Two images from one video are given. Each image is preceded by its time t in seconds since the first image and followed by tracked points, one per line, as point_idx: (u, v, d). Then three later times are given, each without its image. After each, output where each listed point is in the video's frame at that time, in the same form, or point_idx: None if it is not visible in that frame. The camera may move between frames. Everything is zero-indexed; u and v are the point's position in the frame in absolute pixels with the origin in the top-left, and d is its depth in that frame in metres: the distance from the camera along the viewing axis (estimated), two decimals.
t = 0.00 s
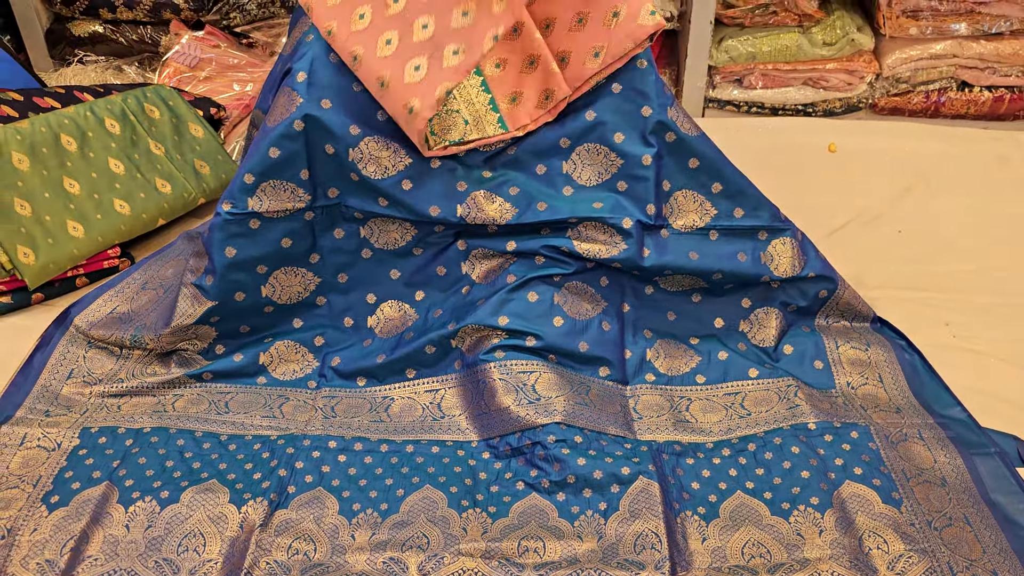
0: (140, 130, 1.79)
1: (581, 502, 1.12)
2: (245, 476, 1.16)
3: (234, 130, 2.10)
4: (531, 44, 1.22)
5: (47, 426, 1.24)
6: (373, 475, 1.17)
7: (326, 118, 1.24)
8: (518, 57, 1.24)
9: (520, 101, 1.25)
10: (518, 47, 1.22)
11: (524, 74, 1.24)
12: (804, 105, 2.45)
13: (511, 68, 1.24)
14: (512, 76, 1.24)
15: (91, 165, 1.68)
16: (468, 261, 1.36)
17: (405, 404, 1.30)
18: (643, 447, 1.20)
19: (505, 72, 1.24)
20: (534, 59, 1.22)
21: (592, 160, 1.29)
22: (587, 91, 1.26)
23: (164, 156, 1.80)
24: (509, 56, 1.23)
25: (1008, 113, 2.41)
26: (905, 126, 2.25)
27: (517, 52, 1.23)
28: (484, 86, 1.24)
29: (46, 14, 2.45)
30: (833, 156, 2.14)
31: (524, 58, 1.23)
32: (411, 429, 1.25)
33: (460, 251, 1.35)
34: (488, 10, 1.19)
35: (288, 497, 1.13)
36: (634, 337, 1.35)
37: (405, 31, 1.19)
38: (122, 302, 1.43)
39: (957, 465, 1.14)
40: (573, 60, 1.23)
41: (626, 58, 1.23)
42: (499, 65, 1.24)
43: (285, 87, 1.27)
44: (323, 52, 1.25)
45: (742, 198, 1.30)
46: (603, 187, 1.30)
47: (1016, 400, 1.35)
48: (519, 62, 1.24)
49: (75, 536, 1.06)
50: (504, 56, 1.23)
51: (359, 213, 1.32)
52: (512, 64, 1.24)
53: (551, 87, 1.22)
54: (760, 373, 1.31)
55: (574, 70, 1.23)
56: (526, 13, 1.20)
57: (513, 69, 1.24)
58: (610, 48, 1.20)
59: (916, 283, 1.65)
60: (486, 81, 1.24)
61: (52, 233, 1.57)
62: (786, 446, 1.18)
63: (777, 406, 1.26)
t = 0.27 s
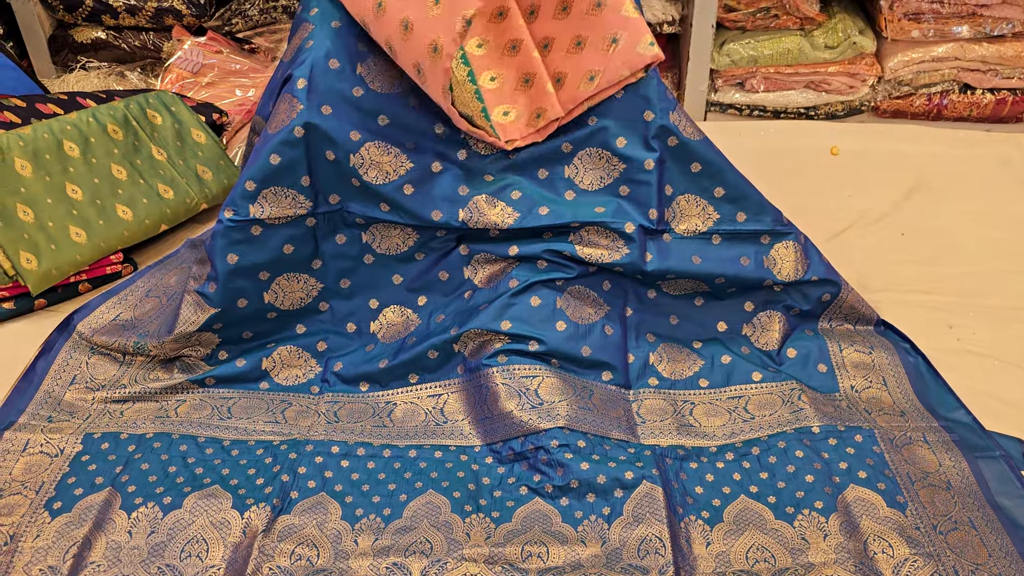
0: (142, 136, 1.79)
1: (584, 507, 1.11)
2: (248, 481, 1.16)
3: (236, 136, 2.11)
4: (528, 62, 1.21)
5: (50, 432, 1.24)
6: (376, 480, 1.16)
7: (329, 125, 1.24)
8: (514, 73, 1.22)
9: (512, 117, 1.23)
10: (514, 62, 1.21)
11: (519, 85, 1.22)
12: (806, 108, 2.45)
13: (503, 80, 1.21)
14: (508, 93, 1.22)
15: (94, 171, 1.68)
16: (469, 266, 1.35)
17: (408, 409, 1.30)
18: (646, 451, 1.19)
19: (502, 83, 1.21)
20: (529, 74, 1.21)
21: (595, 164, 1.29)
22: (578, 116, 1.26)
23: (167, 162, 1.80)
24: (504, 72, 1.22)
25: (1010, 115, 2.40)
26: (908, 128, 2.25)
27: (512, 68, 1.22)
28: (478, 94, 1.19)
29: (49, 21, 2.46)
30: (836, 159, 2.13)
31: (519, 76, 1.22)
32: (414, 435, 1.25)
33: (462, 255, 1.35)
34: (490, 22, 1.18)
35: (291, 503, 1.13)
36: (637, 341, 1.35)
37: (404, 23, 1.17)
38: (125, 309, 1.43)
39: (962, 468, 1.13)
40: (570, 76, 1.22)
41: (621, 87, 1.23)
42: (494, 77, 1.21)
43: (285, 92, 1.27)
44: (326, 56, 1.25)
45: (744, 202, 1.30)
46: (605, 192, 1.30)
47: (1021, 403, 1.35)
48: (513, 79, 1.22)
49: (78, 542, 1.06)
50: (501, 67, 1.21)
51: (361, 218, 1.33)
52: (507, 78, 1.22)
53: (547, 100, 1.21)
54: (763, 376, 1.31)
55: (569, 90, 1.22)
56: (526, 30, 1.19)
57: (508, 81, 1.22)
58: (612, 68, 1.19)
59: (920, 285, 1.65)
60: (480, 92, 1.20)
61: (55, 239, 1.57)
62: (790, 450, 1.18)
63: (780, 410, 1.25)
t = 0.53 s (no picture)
0: (144, 141, 1.80)
1: (586, 512, 1.11)
2: (249, 487, 1.16)
3: (238, 140, 2.12)
4: (525, 95, 1.22)
5: (51, 438, 1.24)
6: (377, 485, 1.16)
7: (330, 129, 1.25)
8: (512, 104, 1.24)
9: (504, 146, 1.26)
10: (512, 93, 1.23)
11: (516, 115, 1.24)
12: (807, 111, 2.45)
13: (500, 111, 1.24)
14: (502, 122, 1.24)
15: (96, 177, 1.68)
16: (470, 270, 1.36)
17: (409, 414, 1.30)
18: (647, 456, 1.19)
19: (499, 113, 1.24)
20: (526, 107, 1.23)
21: (594, 171, 1.29)
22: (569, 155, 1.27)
23: (168, 167, 1.81)
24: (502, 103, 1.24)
25: (1012, 117, 2.39)
26: (908, 131, 2.25)
27: (508, 98, 1.23)
28: (468, 123, 1.23)
29: (50, 26, 2.47)
30: (837, 162, 2.13)
31: (515, 107, 1.24)
32: (414, 439, 1.25)
33: (463, 260, 1.35)
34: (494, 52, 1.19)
35: (292, 508, 1.13)
36: (638, 345, 1.35)
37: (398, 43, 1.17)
38: (126, 314, 1.43)
39: (964, 472, 1.13)
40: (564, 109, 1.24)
41: (612, 132, 1.24)
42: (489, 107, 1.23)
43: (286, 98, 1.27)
44: (328, 63, 1.26)
45: (743, 207, 1.30)
46: (606, 198, 1.30)
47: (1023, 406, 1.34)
48: (508, 109, 1.24)
49: (80, 548, 1.06)
50: (498, 98, 1.23)
51: (362, 223, 1.33)
52: (503, 107, 1.24)
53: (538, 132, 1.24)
54: (765, 380, 1.31)
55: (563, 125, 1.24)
56: (528, 63, 1.20)
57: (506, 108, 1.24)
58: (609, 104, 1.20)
59: (921, 288, 1.64)
60: (472, 121, 1.23)
61: (57, 245, 1.58)
62: (792, 454, 1.18)
63: (782, 414, 1.25)
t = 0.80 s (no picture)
0: (146, 145, 1.80)
1: (586, 515, 1.11)
2: (251, 490, 1.16)
3: (240, 144, 2.12)
4: (522, 108, 1.22)
5: (53, 441, 1.25)
6: (378, 489, 1.17)
7: (329, 134, 1.25)
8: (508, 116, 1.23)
9: (498, 158, 1.25)
10: (508, 104, 1.22)
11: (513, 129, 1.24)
12: (809, 113, 2.44)
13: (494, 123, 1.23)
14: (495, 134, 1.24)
15: (98, 181, 1.69)
16: (471, 274, 1.36)
17: (410, 417, 1.30)
18: (648, 459, 1.19)
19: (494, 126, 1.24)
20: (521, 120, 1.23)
21: (593, 176, 1.28)
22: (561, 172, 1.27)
23: (170, 171, 1.81)
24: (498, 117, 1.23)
25: (1015, 118, 2.39)
26: (910, 132, 2.25)
27: (505, 110, 1.23)
28: (464, 133, 1.23)
29: (54, 31, 2.48)
30: (838, 164, 2.13)
31: (512, 120, 1.23)
32: (415, 442, 1.25)
33: (463, 263, 1.35)
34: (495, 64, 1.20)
35: (293, 512, 1.13)
36: (639, 347, 1.35)
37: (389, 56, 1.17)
38: (128, 318, 1.44)
39: (965, 474, 1.13)
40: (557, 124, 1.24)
41: (605, 152, 1.23)
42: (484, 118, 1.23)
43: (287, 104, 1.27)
44: (328, 67, 1.26)
45: (743, 211, 1.30)
46: (605, 202, 1.29)
47: None
48: (504, 121, 1.24)
49: (82, 552, 1.06)
50: (494, 111, 1.23)
51: (363, 227, 1.33)
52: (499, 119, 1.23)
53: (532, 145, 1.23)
54: (766, 382, 1.31)
55: (558, 140, 1.24)
56: (526, 77, 1.20)
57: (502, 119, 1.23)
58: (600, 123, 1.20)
59: (923, 290, 1.64)
60: (468, 131, 1.23)
61: (59, 249, 1.58)
62: (793, 456, 1.17)
63: (783, 417, 1.25)
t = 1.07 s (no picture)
0: (145, 150, 1.80)
1: (583, 521, 1.11)
2: (247, 496, 1.16)
3: (239, 148, 2.12)
4: (520, 117, 1.21)
5: (50, 447, 1.24)
6: (375, 495, 1.16)
7: (327, 141, 1.25)
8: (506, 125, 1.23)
9: (496, 167, 1.24)
10: (506, 113, 1.22)
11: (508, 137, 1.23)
12: (810, 114, 2.43)
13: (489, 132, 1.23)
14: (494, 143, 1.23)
15: (96, 186, 1.69)
16: (469, 278, 1.35)
17: (407, 422, 1.29)
18: (646, 464, 1.18)
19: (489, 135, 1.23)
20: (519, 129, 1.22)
21: (591, 181, 1.28)
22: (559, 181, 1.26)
23: (169, 176, 1.81)
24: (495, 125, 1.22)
25: (1017, 120, 2.37)
26: (911, 134, 2.24)
27: (502, 119, 1.22)
28: (461, 142, 1.21)
29: (54, 35, 2.48)
30: (839, 166, 2.12)
31: (509, 129, 1.23)
32: (412, 448, 1.25)
33: (461, 268, 1.35)
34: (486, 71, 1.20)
35: (289, 518, 1.13)
36: (637, 352, 1.34)
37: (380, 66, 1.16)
38: (126, 323, 1.44)
39: (965, 479, 1.12)
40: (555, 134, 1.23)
41: (603, 161, 1.23)
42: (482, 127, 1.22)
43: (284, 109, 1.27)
44: (326, 73, 1.26)
45: (741, 217, 1.30)
46: (603, 207, 1.29)
47: None
48: (502, 130, 1.23)
49: (77, 558, 1.06)
50: (490, 120, 1.22)
51: (360, 232, 1.33)
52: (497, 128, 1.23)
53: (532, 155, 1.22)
54: (765, 387, 1.30)
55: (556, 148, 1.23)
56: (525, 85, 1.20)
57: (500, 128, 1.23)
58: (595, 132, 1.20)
59: (924, 293, 1.63)
60: (464, 141, 1.21)
61: (57, 254, 1.58)
62: (792, 461, 1.17)
63: (782, 421, 1.24)
